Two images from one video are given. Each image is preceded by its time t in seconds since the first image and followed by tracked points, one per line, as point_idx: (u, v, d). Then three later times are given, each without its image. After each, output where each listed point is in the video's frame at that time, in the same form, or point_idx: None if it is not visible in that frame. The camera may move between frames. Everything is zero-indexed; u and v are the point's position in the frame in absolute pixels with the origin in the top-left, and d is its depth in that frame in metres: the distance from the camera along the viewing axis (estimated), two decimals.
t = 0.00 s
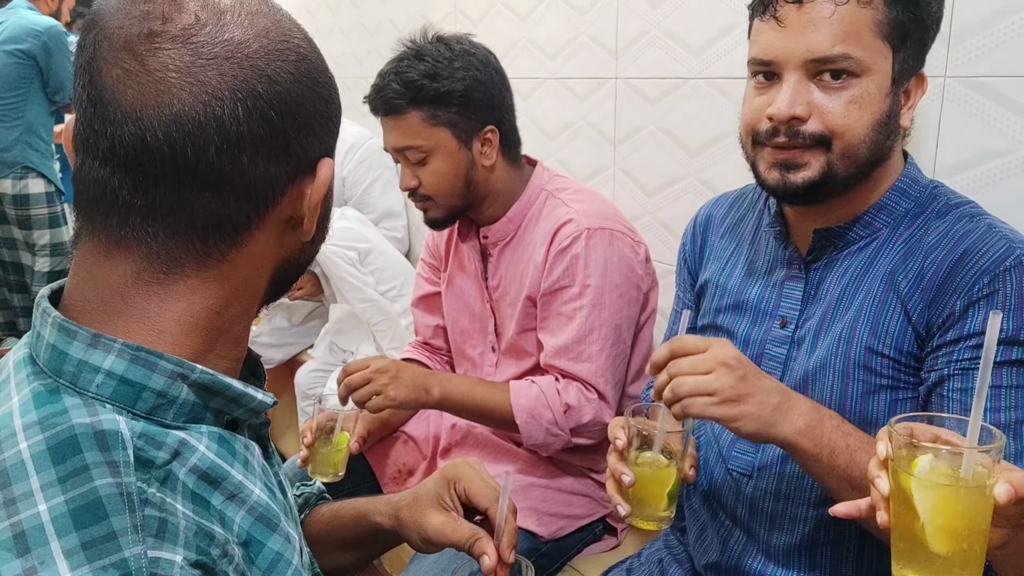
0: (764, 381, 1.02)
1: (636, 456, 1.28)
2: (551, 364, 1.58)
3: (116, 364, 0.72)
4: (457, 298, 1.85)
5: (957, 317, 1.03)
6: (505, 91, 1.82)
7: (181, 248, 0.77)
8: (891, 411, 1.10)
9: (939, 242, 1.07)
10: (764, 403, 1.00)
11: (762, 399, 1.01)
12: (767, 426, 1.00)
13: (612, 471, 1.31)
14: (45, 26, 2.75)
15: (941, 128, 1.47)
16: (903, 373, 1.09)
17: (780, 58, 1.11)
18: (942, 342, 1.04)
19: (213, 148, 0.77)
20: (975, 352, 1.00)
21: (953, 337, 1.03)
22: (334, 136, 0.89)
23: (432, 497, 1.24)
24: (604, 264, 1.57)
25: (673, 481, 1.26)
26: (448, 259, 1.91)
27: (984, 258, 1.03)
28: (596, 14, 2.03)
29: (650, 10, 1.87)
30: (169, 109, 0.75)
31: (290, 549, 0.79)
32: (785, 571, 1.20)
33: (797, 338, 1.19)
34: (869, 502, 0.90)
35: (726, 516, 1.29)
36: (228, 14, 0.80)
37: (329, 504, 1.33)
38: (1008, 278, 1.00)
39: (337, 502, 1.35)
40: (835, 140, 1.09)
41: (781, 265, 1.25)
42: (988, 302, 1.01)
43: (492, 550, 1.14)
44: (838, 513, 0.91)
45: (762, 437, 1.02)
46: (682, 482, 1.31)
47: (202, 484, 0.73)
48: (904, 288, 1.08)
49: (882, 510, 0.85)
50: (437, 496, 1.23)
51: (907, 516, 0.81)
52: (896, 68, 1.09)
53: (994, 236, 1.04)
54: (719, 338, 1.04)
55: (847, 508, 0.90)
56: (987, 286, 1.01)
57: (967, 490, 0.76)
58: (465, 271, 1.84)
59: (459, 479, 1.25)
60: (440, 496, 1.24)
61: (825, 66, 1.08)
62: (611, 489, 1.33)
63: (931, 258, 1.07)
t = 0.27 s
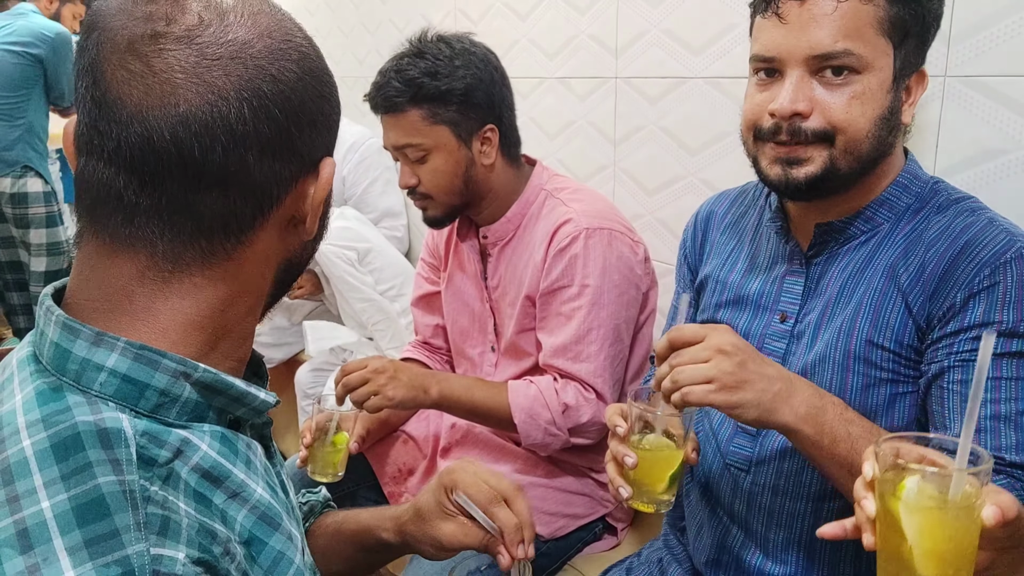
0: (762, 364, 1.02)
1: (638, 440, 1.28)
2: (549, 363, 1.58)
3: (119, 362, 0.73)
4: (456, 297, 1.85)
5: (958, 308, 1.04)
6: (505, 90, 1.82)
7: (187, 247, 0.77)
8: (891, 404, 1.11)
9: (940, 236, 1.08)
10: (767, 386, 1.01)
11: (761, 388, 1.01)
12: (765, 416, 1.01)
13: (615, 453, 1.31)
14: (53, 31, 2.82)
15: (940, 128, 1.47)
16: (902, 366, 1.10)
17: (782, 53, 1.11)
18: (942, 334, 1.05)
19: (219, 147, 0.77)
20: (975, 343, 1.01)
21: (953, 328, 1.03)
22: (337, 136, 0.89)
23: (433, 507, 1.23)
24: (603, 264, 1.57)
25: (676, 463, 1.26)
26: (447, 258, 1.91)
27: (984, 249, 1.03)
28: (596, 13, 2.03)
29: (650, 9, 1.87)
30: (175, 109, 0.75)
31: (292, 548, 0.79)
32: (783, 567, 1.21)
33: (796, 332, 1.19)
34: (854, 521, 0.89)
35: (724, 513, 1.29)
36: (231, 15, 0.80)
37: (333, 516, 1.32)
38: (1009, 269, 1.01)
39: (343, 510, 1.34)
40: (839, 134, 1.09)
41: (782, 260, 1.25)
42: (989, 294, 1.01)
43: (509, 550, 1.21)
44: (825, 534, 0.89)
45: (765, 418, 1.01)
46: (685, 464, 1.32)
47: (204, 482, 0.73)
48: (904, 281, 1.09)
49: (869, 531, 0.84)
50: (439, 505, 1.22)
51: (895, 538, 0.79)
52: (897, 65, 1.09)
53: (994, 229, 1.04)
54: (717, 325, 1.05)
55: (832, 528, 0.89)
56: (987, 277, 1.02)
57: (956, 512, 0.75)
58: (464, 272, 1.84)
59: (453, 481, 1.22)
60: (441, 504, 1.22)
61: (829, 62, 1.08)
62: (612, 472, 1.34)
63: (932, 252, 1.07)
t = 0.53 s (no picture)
0: (759, 359, 1.02)
1: (638, 440, 1.28)
2: (549, 363, 1.58)
3: (120, 362, 0.72)
4: (457, 298, 1.84)
5: (955, 307, 1.04)
6: (505, 89, 1.82)
7: (188, 248, 0.77)
8: (887, 401, 1.11)
9: (938, 234, 1.07)
10: (760, 383, 1.01)
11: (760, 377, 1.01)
12: (763, 408, 1.01)
13: (616, 454, 1.30)
14: (55, 35, 2.82)
15: (941, 127, 1.47)
16: (899, 364, 1.10)
17: (770, 58, 1.12)
18: (939, 333, 1.05)
19: (221, 147, 0.77)
20: (972, 341, 1.01)
21: (950, 327, 1.03)
22: (339, 135, 0.89)
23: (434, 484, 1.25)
24: (603, 264, 1.57)
25: (677, 464, 1.26)
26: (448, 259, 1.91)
27: (982, 248, 1.03)
28: (596, 13, 2.03)
29: (650, 9, 1.87)
30: (176, 108, 0.75)
31: (294, 549, 0.79)
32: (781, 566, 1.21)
33: (795, 331, 1.19)
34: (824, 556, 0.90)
35: (722, 512, 1.30)
36: (233, 14, 0.80)
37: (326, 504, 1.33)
38: (1006, 267, 1.01)
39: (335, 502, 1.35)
40: (834, 138, 1.09)
41: (782, 259, 1.25)
42: (986, 292, 1.01)
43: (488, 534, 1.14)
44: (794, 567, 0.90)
45: (758, 416, 1.02)
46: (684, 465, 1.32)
47: (205, 483, 0.73)
48: (903, 281, 1.09)
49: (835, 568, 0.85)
50: (440, 484, 1.25)
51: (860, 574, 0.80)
52: (891, 65, 1.09)
53: (992, 228, 1.04)
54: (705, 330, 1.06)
55: (802, 562, 0.90)
56: (985, 276, 1.02)
57: (918, 550, 0.77)
58: (465, 272, 1.84)
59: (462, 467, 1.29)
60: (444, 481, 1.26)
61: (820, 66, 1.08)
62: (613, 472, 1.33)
63: (930, 249, 1.07)
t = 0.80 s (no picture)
0: (760, 362, 1.02)
1: (634, 446, 1.28)
2: (549, 363, 1.58)
3: (118, 363, 0.72)
4: (457, 297, 1.84)
5: (951, 306, 1.04)
6: (504, 89, 1.81)
7: (187, 248, 0.77)
8: (886, 402, 1.10)
9: (934, 233, 1.07)
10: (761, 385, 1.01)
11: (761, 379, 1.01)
12: (766, 406, 1.01)
13: (611, 461, 1.31)
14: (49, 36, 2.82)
15: (942, 127, 1.47)
16: (898, 364, 1.09)
17: (794, 58, 1.10)
18: (936, 333, 1.05)
19: (219, 147, 0.77)
20: (968, 341, 1.02)
21: (947, 326, 1.03)
22: (339, 135, 0.89)
23: (439, 485, 1.24)
24: (603, 263, 1.56)
25: (672, 470, 1.25)
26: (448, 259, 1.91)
27: (979, 247, 1.03)
28: (596, 13, 2.03)
29: (650, 8, 1.87)
30: (175, 109, 0.75)
31: (293, 549, 0.79)
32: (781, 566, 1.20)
33: (793, 329, 1.19)
34: None
35: (722, 513, 1.29)
36: (232, 13, 0.80)
37: (327, 502, 1.33)
38: (1002, 267, 1.01)
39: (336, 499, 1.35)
40: (857, 143, 1.09)
41: (781, 257, 1.25)
42: (982, 292, 1.02)
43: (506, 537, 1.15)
44: None
45: (760, 417, 1.02)
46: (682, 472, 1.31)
47: (204, 483, 0.73)
48: (901, 279, 1.08)
49: None
50: (446, 484, 1.24)
51: None
52: (908, 70, 1.09)
53: (989, 227, 1.04)
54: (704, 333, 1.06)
55: None
56: (981, 275, 1.02)
57: None
58: (465, 272, 1.84)
59: (465, 463, 1.27)
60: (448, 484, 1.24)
61: (846, 70, 1.07)
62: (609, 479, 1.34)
63: (927, 248, 1.07)
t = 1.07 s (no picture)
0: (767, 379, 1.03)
1: (633, 462, 1.27)
2: (550, 362, 1.58)
3: (118, 362, 0.72)
4: (457, 298, 1.84)
5: (955, 314, 1.04)
6: (504, 89, 1.82)
7: (187, 248, 0.77)
8: (889, 406, 1.10)
9: (936, 238, 1.07)
10: (768, 398, 1.01)
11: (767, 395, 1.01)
12: (774, 423, 1.01)
13: (610, 477, 1.31)
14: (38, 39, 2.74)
15: (941, 127, 1.47)
16: (901, 370, 1.09)
17: (821, 68, 1.08)
18: (941, 339, 1.05)
19: (219, 147, 0.77)
20: (973, 349, 1.01)
21: (952, 334, 1.03)
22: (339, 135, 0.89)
23: (429, 506, 1.23)
24: (603, 263, 1.57)
25: (671, 485, 1.25)
26: (448, 259, 1.91)
27: (981, 253, 1.03)
28: (596, 13, 2.03)
29: (650, 9, 1.87)
30: (175, 108, 0.75)
31: (293, 548, 0.79)
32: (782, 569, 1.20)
33: (791, 333, 1.19)
34: None
35: (723, 515, 1.29)
36: (231, 13, 0.80)
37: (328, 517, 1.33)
38: (1006, 273, 1.01)
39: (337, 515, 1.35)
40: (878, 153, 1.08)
41: (779, 259, 1.25)
42: (986, 299, 1.01)
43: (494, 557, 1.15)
44: None
45: (769, 438, 1.02)
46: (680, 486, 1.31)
47: (204, 482, 0.73)
48: (903, 285, 1.08)
49: None
50: (435, 505, 1.23)
51: None
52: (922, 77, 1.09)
53: (989, 232, 1.04)
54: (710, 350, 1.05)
55: None
56: (984, 281, 1.02)
57: None
58: (465, 272, 1.84)
59: (452, 481, 1.25)
60: (437, 503, 1.23)
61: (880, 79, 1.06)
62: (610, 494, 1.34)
63: (928, 254, 1.07)
